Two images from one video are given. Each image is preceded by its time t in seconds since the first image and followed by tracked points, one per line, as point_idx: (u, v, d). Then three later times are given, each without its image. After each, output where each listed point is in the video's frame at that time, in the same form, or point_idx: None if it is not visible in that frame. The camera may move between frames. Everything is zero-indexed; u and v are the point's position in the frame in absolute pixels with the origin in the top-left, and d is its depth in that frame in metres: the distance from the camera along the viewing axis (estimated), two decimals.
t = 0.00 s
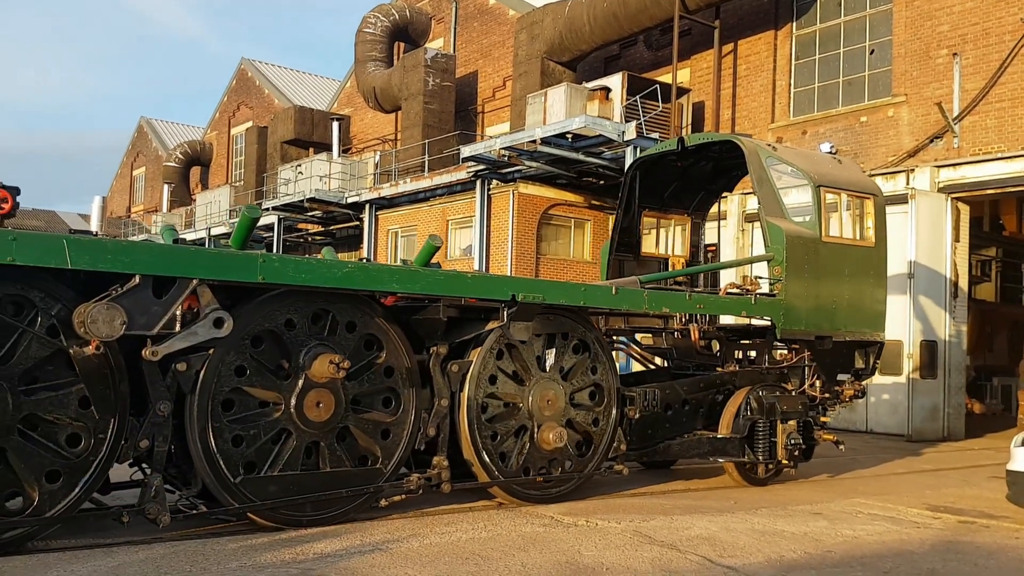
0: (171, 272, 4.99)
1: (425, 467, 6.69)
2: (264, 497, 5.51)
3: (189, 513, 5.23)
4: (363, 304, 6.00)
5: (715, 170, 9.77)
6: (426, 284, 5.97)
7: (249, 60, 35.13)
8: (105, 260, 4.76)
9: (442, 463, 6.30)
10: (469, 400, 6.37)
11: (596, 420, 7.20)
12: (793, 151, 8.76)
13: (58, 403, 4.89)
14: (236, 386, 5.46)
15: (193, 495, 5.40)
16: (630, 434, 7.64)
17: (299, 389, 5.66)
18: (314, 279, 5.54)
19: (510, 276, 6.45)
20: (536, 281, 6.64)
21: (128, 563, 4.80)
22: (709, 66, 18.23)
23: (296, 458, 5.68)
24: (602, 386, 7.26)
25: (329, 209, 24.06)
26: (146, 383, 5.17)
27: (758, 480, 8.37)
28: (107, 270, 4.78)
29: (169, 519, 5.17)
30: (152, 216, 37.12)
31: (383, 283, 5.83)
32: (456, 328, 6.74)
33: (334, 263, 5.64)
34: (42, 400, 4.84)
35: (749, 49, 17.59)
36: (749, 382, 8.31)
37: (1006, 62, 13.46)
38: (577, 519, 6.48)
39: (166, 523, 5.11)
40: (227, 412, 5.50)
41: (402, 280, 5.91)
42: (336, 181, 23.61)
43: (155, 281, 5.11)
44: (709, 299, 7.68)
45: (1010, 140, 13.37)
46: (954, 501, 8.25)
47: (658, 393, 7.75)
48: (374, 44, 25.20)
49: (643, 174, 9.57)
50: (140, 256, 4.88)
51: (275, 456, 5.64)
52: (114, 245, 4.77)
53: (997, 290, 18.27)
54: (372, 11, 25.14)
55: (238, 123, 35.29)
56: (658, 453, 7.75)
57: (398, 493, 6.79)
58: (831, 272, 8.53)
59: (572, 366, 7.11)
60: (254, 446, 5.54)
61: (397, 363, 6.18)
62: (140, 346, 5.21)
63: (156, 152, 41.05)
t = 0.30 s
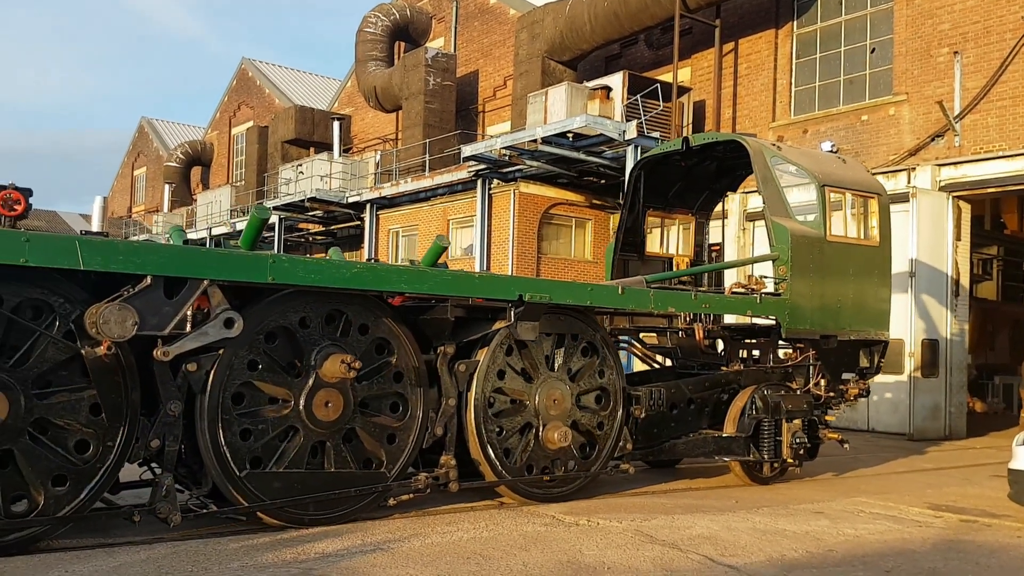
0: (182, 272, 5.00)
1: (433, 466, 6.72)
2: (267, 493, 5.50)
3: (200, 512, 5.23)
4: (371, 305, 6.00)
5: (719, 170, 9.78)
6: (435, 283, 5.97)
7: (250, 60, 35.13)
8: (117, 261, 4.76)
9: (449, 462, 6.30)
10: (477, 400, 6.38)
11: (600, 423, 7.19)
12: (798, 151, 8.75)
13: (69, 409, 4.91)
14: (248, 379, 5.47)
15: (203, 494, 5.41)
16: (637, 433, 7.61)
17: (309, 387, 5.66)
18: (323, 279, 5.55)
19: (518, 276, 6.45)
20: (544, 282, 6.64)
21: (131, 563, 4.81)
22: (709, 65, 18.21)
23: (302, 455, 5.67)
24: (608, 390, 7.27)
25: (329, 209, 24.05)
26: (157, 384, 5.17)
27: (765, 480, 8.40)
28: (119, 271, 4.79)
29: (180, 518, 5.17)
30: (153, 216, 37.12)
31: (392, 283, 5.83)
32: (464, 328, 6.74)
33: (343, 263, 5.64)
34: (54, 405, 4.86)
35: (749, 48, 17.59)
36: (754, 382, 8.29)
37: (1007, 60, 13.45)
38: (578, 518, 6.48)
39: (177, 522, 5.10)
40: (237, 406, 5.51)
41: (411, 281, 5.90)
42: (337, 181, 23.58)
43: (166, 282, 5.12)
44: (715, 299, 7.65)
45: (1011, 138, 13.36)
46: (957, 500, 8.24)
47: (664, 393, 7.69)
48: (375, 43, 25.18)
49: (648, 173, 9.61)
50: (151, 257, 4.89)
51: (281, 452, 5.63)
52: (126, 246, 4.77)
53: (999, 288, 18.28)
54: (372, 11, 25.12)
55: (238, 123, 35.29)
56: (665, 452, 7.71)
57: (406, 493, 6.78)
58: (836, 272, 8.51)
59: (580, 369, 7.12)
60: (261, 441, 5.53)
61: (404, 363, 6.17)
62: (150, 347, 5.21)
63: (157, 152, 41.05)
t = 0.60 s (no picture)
0: (192, 275, 5.00)
1: (439, 467, 6.68)
2: (272, 490, 5.47)
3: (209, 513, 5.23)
4: (379, 308, 6.01)
5: (723, 172, 9.80)
6: (443, 285, 5.98)
7: (251, 62, 35.16)
8: (128, 263, 4.77)
9: (457, 463, 6.30)
10: (485, 401, 6.38)
11: (605, 428, 7.18)
12: (803, 153, 8.74)
13: (81, 414, 4.92)
14: (258, 376, 5.49)
15: (212, 495, 5.43)
16: (642, 434, 7.65)
17: (318, 387, 5.68)
18: (332, 281, 5.56)
19: (525, 277, 6.45)
20: (551, 284, 6.64)
21: (133, 564, 4.82)
22: (710, 66, 18.23)
23: (309, 454, 5.66)
24: (615, 395, 7.26)
25: (331, 211, 24.07)
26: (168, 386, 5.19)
27: (769, 481, 8.37)
28: (130, 274, 4.81)
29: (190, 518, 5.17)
30: (155, 218, 37.17)
31: (400, 285, 5.83)
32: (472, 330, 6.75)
33: (353, 264, 5.66)
34: (66, 410, 4.86)
35: (750, 49, 17.61)
36: (758, 382, 8.30)
37: (1009, 61, 13.44)
38: (580, 519, 6.48)
39: (188, 523, 5.12)
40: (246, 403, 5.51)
41: (419, 283, 5.90)
42: (338, 182, 23.56)
43: (178, 284, 5.15)
44: (720, 300, 7.65)
45: (1012, 138, 13.35)
46: (959, 500, 8.24)
47: (670, 394, 7.71)
48: (376, 45, 25.20)
49: (652, 174, 9.62)
50: (162, 259, 4.90)
51: (288, 451, 5.63)
52: (139, 250, 4.80)
53: (1000, 289, 18.27)
54: (373, 13, 25.16)
55: (240, 124, 35.34)
56: (670, 453, 7.72)
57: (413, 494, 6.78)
58: (841, 273, 8.52)
59: (587, 372, 7.14)
60: (268, 439, 5.53)
61: (412, 363, 6.19)
62: (161, 348, 5.24)
63: (158, 153, 41.12)
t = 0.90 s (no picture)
0: (199, 278, 5.00)
1: (443, 467, 6.69)
2: (275, 489, 5.46)
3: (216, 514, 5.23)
4: (385, 310, 6.02)
5: (725, 174, 9.81)
6: (448, 287, 5.99)
7: (251, 64, 35.18)
8: (135, 266, 4.78)
9: (461, 465, 6.30)
10: (490, 403, 6.39)
11: (608, 431, 7.17)
12: (806, 155, 8.75)
13: (88, 419, 4.92)
14: (266, 375, 5.50)
15: (216, 497, 5.42)
16: (646, 435, 7.65)
17: (325, 388, 5.69)
18: (338, 283, 5.57)
19: (530, 279, 6.46)
20: (556, 286, 6.65)
21: (137, 565, 4.83)
22: (711, 68, 18.24)
23: (313, 454, 5.66)
24: (618, 399, 7.25)
25: (331, 213, 24.08)
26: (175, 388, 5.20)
27: (772, 482, 8.33)
28: (138, 277, 4.81)
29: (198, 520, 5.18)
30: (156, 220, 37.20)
31: (405, 287, 5.83)
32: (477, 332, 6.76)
33: (359, 267, 5.66)
34: (73, 415, 4.86)
35: (751, 50, 17.62)
36: (762, 384, 8.28)
37: (1009, 62, 13.43)
38: (581, 521, 6.48)
39: (195, 525, 5.11)
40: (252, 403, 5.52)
41: (425, 285, 5.90)
42: (339, 184, 23.56)
43: (185, 286, 5.15)
44: (724, 301, 7.66)
45: (1013, 139, 13.33)
46: (960, 502, 8.23)
47: (674, 397, 7.70)
48: (376, 47, 25.20)
49: (655, 176, 9.62)
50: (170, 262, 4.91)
51: (292, 451, 5.63)
52: (147, 252, 4.81)
53: (1002, 289, 18.26)
54: (374, 15, 25.19)
55: (240, 127, 35.37)
56: (675, 454, 7.73)
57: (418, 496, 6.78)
58: (844, 274, 8.52)
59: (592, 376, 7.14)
60: (273, 439, 5.53)
61: (418, 366, 6.20)
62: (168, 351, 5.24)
63: (159, 156, 41.15)
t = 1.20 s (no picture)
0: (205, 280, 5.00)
1: (446, 468, 6.70)
2: (277, 489, 5.46)
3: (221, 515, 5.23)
4: (389, 312, 6.02)
5: (726, 175, 9.81)
6: (452, 289, 5.99)
7: (251, 65, 35.20)
8: (141, 269, 4.78)
9: (464, 465, 6.30)
10: (494, 403, 6.39)
11: (609, 433, 7.17)
12: (807, 155, 8.76)
13: (93, 423, 4.92)
14: (271, 374, 5.51)
15: (221, 498, 5.42)
16: (649, 436, 7.65)
17: (330, 389, 5.69)
18: (342, 285, 5.57)
19: (534, 280, 6.46)
20: (560, 287, 6.66)
21: (138, 567, 4.83)
22: (711, 68, 18.24)
23: (317, 454, 5.66)
24: (620, 401, 7.24)
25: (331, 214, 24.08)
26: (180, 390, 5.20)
27: (773, 482, 8.34)
28: (143, 280, 4.82)
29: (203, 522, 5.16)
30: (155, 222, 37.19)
31: (410, 289, 5.84)
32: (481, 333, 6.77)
33: (364, 268, 5.67)
34: (79, 418, 4.86)
35: (750, 51, 17.63)
36: (765, 384, 8.27)
37: (1009, 61, 13.43)
38: (582, 521, 6.48)
39: (199, 526, 5.10)
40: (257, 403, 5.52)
41: (429, 286, 5.91)
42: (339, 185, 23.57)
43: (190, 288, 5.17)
44: (727, 301, 7.66)
45: (1013, 139, 13.33)
46: (961, 501, 8.23)
47: (678, 398, 7.69)
48: (376, 48, 25.19)
49: (657, 177, 9.61)
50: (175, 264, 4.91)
51: (296, 451, 5.63)
52: (152, 254, 4.81)
53: (1002, 289, 18.25)
54: (373, 16, 25.20)
55: (240, 128, 35.37)
56: (678, 454, 7.74)
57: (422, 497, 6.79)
58: (846, 274, 8.52)
59: (596, 378, 7.14)
60: (276, 439, 5.53)
61: (422, 367, 6.20)
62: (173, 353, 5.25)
63: (159, 157, 41.16)
